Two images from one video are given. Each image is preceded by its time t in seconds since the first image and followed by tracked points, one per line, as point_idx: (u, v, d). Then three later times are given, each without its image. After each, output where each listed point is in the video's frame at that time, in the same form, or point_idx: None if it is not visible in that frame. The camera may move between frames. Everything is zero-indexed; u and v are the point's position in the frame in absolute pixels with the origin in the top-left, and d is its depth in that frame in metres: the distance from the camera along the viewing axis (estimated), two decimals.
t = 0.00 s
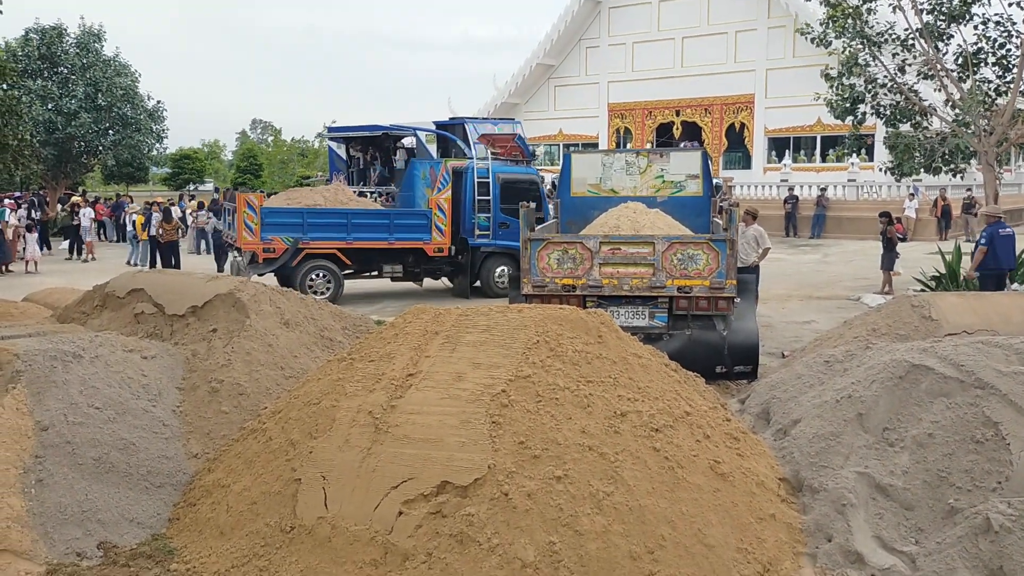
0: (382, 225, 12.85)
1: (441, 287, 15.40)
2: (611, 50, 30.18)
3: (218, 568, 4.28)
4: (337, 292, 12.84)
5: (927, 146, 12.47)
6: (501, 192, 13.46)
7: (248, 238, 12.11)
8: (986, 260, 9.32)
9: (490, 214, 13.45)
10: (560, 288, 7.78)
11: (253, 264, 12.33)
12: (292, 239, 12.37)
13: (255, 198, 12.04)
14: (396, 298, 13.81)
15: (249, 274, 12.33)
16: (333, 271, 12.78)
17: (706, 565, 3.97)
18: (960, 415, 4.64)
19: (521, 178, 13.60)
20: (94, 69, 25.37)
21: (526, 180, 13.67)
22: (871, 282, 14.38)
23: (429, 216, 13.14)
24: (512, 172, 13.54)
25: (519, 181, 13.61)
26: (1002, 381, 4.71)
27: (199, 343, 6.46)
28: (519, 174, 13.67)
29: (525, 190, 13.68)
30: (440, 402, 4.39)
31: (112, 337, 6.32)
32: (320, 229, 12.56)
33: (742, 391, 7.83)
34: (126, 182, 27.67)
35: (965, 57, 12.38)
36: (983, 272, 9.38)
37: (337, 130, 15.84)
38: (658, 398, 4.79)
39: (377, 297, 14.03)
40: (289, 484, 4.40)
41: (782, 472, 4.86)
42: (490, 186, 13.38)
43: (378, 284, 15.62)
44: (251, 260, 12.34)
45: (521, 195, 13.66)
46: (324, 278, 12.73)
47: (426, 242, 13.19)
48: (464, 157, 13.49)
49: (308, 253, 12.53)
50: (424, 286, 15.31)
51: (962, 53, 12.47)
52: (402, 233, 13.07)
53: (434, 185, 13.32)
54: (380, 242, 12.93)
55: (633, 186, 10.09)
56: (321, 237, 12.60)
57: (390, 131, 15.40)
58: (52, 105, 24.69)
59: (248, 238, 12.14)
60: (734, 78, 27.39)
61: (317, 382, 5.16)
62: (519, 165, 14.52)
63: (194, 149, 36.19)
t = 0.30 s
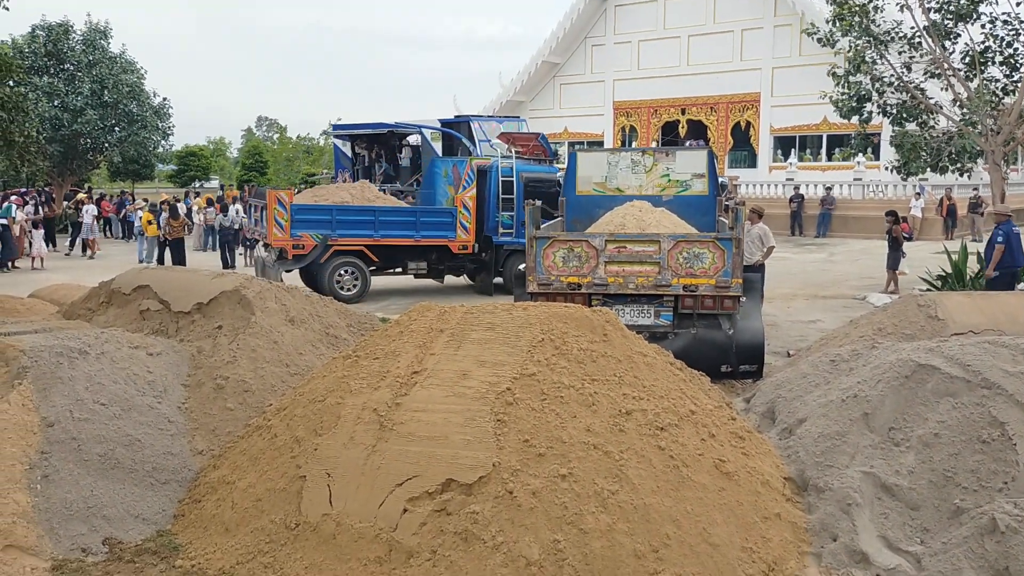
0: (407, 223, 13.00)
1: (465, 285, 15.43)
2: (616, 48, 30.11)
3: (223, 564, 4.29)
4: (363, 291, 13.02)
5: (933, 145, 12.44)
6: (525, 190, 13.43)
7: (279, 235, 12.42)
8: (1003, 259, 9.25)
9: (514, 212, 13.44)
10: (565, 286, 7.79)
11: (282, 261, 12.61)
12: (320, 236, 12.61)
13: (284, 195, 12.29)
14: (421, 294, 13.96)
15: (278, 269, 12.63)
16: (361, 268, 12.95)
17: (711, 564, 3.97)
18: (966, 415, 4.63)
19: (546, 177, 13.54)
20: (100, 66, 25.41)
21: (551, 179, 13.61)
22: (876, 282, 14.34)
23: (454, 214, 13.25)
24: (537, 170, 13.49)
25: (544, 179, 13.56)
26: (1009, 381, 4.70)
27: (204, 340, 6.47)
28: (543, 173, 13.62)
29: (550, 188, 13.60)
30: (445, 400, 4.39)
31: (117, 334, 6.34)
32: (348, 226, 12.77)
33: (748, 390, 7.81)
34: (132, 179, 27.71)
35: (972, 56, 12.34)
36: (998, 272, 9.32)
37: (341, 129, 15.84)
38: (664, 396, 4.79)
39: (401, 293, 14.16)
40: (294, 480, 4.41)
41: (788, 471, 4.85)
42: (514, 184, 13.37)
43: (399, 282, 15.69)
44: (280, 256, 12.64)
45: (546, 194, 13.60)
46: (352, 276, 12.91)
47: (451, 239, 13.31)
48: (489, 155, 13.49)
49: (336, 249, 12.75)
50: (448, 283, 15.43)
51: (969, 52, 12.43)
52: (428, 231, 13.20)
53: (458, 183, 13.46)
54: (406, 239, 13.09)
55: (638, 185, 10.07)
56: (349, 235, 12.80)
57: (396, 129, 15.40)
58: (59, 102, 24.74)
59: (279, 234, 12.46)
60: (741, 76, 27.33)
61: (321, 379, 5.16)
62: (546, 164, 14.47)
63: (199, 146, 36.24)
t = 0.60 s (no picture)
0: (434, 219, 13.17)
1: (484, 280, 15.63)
2: (625, 45, 30.06)
3: (229, 560, 4.29)
4: (392, 285, 13.09)
5: (943, 143, 12.37)
6: (548, 186, 13.68)
7: (309, 230, 12.50)
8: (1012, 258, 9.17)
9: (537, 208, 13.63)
10: (572, 283, 7.78)
11: (312, 256, 12.71)
12: (350, 231, 12.72)
13: (315, 190, 12.48)
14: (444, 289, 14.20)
15: (309, 266, 12.70)
16: (390, 263, 13.03)
17: (717, 562, 3.96)
18: (975, 414, 4.61)
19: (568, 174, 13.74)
20: (108, 63, 25.48)
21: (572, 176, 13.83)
22: (884, 280, 14.30)
23: (480, 210, 13.45)
24: (559, 167, 13.72)
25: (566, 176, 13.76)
26: (1018, 381, 4.67)
27: (212, 336, 6.48)
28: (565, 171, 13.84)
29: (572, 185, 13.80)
30: (451, 396, 4.39)
31: (126, 329, 6.35)
32: (377, 222, 12.89)
33: (755, 388, 7.81)
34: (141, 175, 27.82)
35: (983, 53, 12.26)
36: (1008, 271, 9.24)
37: (348, 126, 15.84)
38: (670, 394, 4.78)
39: (425, 287, 14.40)
40: (301, 476, 4.42)
41: (795, 469, 4.84)
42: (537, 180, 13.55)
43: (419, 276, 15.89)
44: (310, 252, 12.74)
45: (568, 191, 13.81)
46: (381, 271, 12.97)
47: (477, 235, 13.52)
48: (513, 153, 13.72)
49: (366, 244, 12.85)
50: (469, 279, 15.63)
51: (979, 49, 12.35)
52: (454, 226, 13.37)
53: (482, 180, 13.69)
54: (433, 235, 13.25)
55: (646, 182, 10.02)
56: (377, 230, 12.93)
57: (403, 126, 15.39)
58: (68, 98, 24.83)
59: (310, 229, 12.55)
60: (749, 74, 27.25)
61: (328, 376, 5.17)
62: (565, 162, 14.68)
63: (208, 142, 36.34)
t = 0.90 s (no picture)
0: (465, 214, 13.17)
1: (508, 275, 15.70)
2: (638, 40, 29.99)
3: (243, 552, 4.32)
4: (425, 280, 13.12)
5: (959, 141, 12.26)
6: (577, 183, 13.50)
7: (345, 226, 12.54)
8: None
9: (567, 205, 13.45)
10: (584, 280, 7.78)
11: (347, 252, 12.82)
12: (384, 226, 12.74)
13: (352, 186, 12.41)
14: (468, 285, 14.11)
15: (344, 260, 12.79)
16: (423, 258, 13.05)
17: (729, 559, 3.96)
18: (990, 413, 4.59)
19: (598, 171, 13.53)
20: (124, 57, 25.62)
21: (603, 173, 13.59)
22: (899, 278, 14.22)
23: (509, 205, 13.42)
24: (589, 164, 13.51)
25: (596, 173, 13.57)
26: None
27: (227, 330, 6.52)
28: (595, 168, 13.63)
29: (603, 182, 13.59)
30: (464, 391, 4.40)
31: (141, 323, 6.40)
32: (411, 217, 12.91)
33: (767, 386, 7.80)
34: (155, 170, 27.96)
35: (1000, 50, 12.16)
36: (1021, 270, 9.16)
37: (363, 121, 15.86)
38: (683, 390, 4.78)
39: (448, 283, 14.33)
40: (314, 470, 4.44)
41: (808, 467, 4.83)
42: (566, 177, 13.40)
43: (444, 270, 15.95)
44: (345, 247, 12.82)
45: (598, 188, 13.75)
46: (414, 266, 12.97)
47: (506, 231, 13.48)
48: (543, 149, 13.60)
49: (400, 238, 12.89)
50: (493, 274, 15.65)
51: (996, 46, 12.25)
52: (485, 222, 13.34)
53: (512, 177, 13.61)
54: (464, 230, 13.27)
55: (659, 176, 10.04)
56: (410, 225, 12.96)
57: (417, 122, 15.36)
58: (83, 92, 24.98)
59: (346, 225, 12.58)
60: (764, 70, 27.13)
61: (342, 370, 5.19)
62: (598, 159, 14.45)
63: (222, 137, 36.49)
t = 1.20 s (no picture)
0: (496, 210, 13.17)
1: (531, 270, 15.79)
2: (653, 37, 29.89)
3: (256, 545, 4.33)
4: (457, 275, 13.12)
5: (977, 139, 12.15)
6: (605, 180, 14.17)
7: (383, 221, 12.57)
8: None
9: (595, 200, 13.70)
10: (597, 277, 7.77)
11: (381, 245, 12.81)
12: (419, 221, 12.73)
13: (388, 181, 12.43)
14: (492, 280, 14.14)
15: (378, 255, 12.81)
16: (456, 255, 13.05)
17: (741, 557, 3.95)
18: (1006, 413, 4.56)
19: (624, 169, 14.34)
20: (140, 52, 25.76)
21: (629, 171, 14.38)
22: (915, 277, 14.13)
23: (539, 202, 13.48)
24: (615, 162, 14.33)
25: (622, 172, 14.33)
26: None
27: (241, 324, 6.55)
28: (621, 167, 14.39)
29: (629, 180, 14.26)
30: (476, 387, 4.41)
31: (156, 316, 6.44)
32: (444, 213, 12.91)
33: (780, 384, 7.79)
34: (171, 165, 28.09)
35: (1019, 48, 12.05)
36: None
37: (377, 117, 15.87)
38: (697, 388, 4.77)
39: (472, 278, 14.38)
40: (327, 464, 4.46)
41: (822, 466, 4.81)
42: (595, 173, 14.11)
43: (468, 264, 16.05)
44: (379, 242, 12.83)
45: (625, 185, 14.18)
46: (448, 261, 12.97)
47: (536, 226, 13.54)
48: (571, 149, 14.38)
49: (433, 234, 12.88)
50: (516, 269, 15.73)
51: (1015, 44, 12.14)
52: (516, 218, 13.35)
53: (541, 173, 14.19)
54: (495, 226, 13.25)
55: (673, 171, 10.00)
56: (443, 221, 12.95)
57: (431, 117, 15.34)
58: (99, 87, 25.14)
59: (382, 221, 12.60)
60: (779, 67, 27.00)
61: (356, 365, 5.20)
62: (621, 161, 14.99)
63: (237, 133, 36.61)
